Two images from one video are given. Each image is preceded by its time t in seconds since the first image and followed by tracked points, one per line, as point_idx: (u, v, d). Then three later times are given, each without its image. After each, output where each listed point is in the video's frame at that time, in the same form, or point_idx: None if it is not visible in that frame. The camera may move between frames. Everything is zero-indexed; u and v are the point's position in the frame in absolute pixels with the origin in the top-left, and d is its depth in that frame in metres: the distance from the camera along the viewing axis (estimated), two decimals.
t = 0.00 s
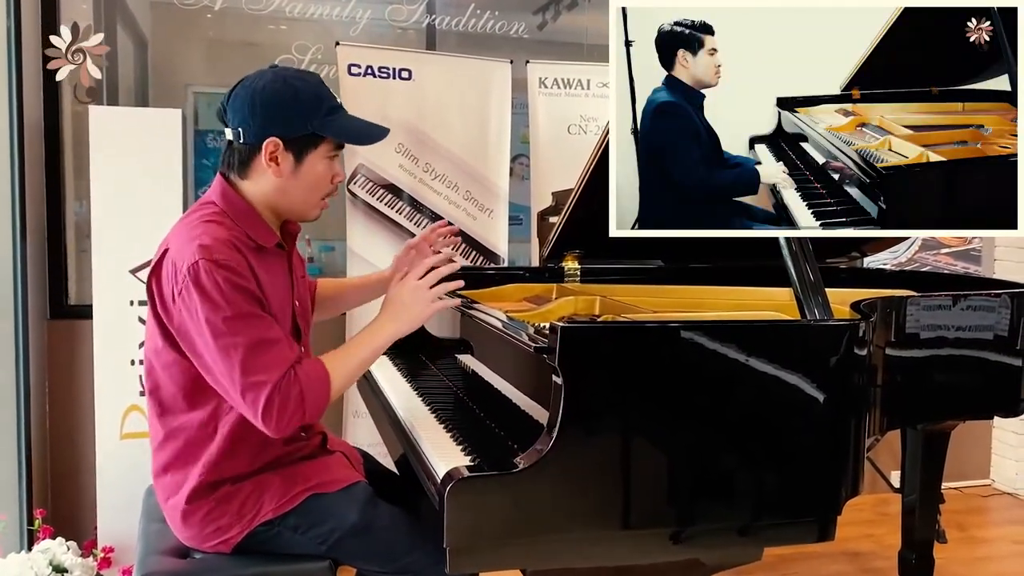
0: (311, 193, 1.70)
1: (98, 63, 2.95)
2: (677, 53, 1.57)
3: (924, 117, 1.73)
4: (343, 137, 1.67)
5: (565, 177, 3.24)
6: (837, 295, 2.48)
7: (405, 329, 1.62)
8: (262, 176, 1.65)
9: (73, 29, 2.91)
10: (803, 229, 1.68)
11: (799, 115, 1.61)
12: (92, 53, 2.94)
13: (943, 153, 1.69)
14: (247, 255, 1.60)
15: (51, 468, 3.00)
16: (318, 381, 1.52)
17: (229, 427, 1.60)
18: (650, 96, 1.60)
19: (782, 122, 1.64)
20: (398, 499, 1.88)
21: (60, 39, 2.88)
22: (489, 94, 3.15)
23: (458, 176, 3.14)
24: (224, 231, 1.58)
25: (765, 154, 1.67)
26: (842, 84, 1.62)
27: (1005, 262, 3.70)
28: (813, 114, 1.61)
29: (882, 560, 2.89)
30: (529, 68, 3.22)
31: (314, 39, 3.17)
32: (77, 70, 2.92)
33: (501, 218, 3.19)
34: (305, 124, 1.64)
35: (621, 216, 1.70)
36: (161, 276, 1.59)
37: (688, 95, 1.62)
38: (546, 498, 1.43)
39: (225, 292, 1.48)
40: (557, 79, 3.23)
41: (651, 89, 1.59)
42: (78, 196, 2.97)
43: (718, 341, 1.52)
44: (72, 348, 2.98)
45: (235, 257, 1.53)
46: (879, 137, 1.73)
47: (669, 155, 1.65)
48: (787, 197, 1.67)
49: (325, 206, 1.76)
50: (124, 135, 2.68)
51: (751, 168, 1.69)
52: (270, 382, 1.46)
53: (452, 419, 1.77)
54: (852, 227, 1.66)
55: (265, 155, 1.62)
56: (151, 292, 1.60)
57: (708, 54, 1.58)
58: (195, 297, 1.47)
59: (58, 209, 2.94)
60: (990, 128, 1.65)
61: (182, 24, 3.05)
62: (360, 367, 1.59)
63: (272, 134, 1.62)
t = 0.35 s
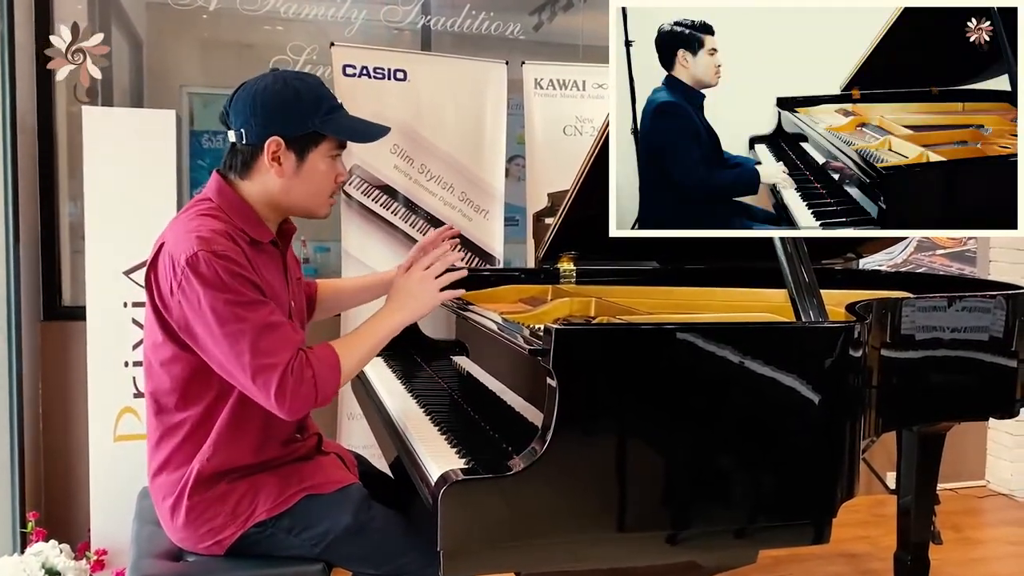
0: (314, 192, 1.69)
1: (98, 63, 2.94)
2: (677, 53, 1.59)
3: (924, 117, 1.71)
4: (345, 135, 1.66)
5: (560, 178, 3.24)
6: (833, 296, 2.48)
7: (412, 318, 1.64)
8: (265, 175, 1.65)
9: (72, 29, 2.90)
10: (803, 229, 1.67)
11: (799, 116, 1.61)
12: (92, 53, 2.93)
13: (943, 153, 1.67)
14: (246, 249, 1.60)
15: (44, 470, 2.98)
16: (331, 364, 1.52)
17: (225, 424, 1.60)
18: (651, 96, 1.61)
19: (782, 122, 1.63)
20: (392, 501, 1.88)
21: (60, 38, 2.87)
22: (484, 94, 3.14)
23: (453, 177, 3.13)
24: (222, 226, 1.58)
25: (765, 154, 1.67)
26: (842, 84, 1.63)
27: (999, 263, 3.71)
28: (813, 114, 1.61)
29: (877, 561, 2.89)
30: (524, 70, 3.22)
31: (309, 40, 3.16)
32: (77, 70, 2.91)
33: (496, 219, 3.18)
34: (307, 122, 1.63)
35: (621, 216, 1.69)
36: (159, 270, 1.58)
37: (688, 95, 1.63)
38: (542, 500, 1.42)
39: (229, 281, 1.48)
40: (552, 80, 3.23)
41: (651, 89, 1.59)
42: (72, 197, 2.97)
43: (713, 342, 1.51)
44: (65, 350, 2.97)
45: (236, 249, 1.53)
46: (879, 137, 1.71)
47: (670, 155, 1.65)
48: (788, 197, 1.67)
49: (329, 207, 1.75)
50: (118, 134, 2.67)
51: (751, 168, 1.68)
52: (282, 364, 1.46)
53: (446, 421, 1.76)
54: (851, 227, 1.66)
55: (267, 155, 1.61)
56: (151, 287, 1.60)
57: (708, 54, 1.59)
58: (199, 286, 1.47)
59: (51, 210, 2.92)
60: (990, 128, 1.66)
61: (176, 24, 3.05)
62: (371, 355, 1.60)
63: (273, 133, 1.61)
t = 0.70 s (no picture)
0: (309, 193, 1.68)
1: (98, 62, 2.96)
2: (677, 53, 1.59)
3: (924, 117, 1.70)
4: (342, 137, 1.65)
5: (557, 180, 3.24)
6: (829, 298, 2.48)
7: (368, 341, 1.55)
8: (257, 175, 1.64)
9: (73, 28, 2.91)
10: (803, 229, 1.67)
11: (799, 116, 1.62)
12: (92, 52, 2.94)
13: (943, 153, 1.67)
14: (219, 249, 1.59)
15: (39, 474, 2.97)
16: (280, 376, 1.47)
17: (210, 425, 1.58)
18: (650, 97, 1.61)
19: (782, 122, 1.64)
20: (388, 503, 1.87)
21: (60, 39, 2.90)
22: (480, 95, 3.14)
23: (450, 178, 3.13)
24: (197, 223, 1.58)
25: (765, 154, 1.67)
26: (842, 85, 1.63)
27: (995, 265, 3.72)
28: (813, 114, 1.62)
29: (874, 562, 2.90)
30: (521, 71, 3.21)
31: (305, 41, 3.16)
32: (77, 70, 2.92)
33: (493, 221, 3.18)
34: (301, 123, 1.62)
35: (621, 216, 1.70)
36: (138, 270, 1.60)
37: (688, 95, 1.63)
38: (539, 501, 1.42)
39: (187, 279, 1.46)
40: (549, 81, 3.23)
41: (651, 89, 1.60)
42: (67, 198, 2.96)
43: (710, 343, 1.51)
44: (61, 352, 2.96)
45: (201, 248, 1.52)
46: (879, 137, 1.70)
47: (670, 155, 1.66)
48: (788, 197, 1.68)
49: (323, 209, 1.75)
50: (114, 135, 2.67)
51: (751, 168, 1.69)
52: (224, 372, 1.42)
53: (442, 424, 1.76)
54: (851, 227, 1.66)
55: (260, 155, 1.61)
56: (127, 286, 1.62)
57: (708, 54, 1.60)
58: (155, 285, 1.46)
59: (46, 211, 2.91)
60: (990, 128, 1.65)
61: (172, 25, 3.04)
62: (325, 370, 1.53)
63: (268, 133, 1.61)
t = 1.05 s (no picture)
0: (232, 173, 1.65)
1: (98, 62, 2.96)
2: (677, 53, 1.59)
3: (924, 117, 1.70)
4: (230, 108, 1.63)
5: (557, 181, 3.24)
6: (829, 299, 2.48)
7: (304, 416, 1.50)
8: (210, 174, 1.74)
9: (72, 28, 2.91)
10: (803, 230, 1.67)
11: (799, 116, 1.62)
12: (92, 53, 2.94)
13: (943, 153, 1.68)
14: (209, 252, 1.58)
15: (38, 475, 2.97)
16: (180, 404, 1.44)
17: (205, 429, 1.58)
18: (650, 96, 1.61)
19: (782, 122, 1.64)
20: (388, 505, 1.87)
21: (60, 38, 2.89)
22: (480, 95, 3.14)
23: (449, 179, 3.13)
24: (187, 224, 1.59)
25: (765, 154, 1.67)
26: (842, 85, 1.63)
27: (995, 265, 3.72)
28: (813, 114, 1.62)
29: (874, 563, 2.90)
30: (521, 72, 3.20)
31: (305, 42, 3.16)
32: (77, 70, 2.92)
33: (493, 222, 3.18)
34: (212, 108, 1.67)
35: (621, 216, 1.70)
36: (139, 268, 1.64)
37: (688, 95, 1.63)
38: (539, 503, 1.42)
39: (143, 284, 1.47)
40: (549, 82, 3.22)
41: (651, 89, 1.60)
42: (66, 198, 2.95)
43: (711, 344, 1.51)
44: (60, 354, 2.96)
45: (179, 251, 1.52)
46: (879, 137, 1.71)
47: (670, 156, 1.65)
48: (788, 197, 1.67)
49: (265, 191, 1.66)
50: (113, 135, 2.66)
51: (751, 168, 1.68)
52: (122, 386, 1.41)
53: (442, 424, 1.75)
54: (851, 227, 1.66)
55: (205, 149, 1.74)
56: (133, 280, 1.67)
57: (708, 54, 1.60)
58: (121, 283, 1.49)
59: (46, 212, 2.91)
60: (990, 128, 1.66)
61: (172, 26, 3.03)
62: (236, 415, 1.48)
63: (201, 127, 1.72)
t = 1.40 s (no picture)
0: (221, 180, 1.65)
1: (98, 63, 2.96)
2: (677, 53, 1.61)
3: (922, 117, 1.69)
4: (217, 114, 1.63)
5: (557, 183, 3.24)
6: (829, 301, 2.48)
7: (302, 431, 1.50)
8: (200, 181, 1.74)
9: (73, 29, 2.91)
10: (803, 229, 1.67)
11: (799, 115, 1.63)
12: (92, 53, 2.94)
13: (943, 153, 1.67)
14: (202, 263, 1.58)
15: (39, 477, 2.97)
16: (173, 422, 1.44)
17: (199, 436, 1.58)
18: (650, 96, 1.62)
19: (782, 122, 1.64)
20: (389, 507, 1.87)
21: (60, 39, 2.89)
22: (481, 97, 3.14)
23: (449, 181, 3.13)
24: (178, 236, 1.58)
25: (765, 154, 1.67)
26: (842, 84, 1.63)
27: (995, 267, 3.72)
28: (813, 114, 1.63)
29: (874, 565, 2.90)
30: (521, 74, 3.21)
31: (306, 44, 3.16)
32: (77, 70, 2.92)
33: (493, 223, 3.19)
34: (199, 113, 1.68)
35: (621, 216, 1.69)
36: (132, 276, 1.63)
37: (688, 95, 1.63)
38: (540, 505, 1.42)
39: (133, 301, 1.46)
40: (549, 85, 3.23)
41: (651, 88, 1.61)
42: (67, 200, 2.95)
43: (711, 346, 1.51)
44: (61, 355, 2.96)
45: (170, 264, 1.51)
46: (879, 137, 1.69)
47: (669, 155, 1.64)
48: (788, 197, 1.67)
49: (254, 198, 1.65)
50: (114, 139, 2.66)
51: (751, 168, 1.68)
52: (115, 407, 1.42)
53: (443, 427, 1.76)
54: (851, 228, 1.66)
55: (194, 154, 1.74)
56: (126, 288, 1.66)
57: (708, 54, 1.61)
58: (111, 300, 1.49)
59: (47, 214, 2.91)
60: (990, 127, 1.65)
61: (172, 29, 3.04)
62: (227, 430, 1.48)
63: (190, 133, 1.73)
